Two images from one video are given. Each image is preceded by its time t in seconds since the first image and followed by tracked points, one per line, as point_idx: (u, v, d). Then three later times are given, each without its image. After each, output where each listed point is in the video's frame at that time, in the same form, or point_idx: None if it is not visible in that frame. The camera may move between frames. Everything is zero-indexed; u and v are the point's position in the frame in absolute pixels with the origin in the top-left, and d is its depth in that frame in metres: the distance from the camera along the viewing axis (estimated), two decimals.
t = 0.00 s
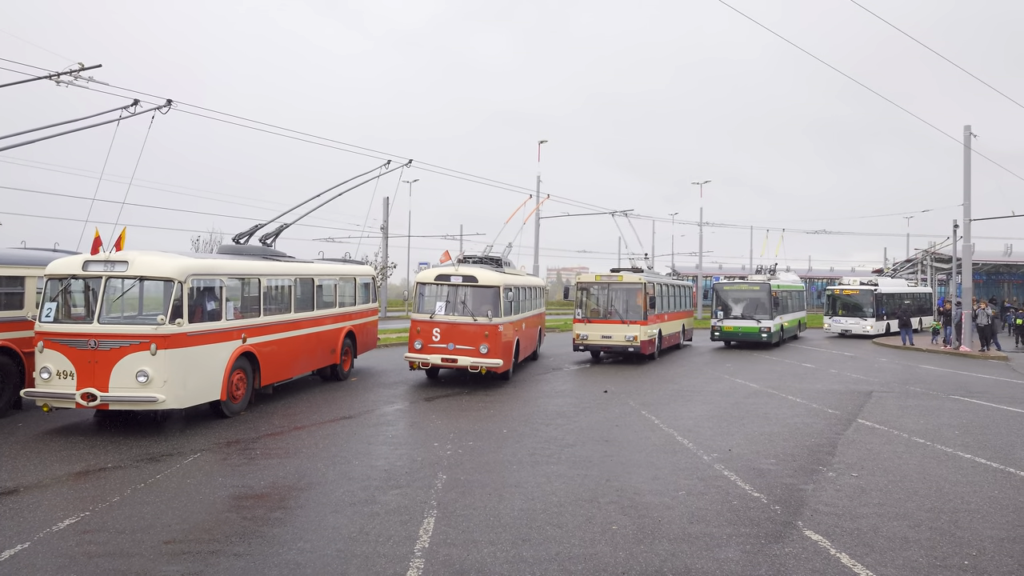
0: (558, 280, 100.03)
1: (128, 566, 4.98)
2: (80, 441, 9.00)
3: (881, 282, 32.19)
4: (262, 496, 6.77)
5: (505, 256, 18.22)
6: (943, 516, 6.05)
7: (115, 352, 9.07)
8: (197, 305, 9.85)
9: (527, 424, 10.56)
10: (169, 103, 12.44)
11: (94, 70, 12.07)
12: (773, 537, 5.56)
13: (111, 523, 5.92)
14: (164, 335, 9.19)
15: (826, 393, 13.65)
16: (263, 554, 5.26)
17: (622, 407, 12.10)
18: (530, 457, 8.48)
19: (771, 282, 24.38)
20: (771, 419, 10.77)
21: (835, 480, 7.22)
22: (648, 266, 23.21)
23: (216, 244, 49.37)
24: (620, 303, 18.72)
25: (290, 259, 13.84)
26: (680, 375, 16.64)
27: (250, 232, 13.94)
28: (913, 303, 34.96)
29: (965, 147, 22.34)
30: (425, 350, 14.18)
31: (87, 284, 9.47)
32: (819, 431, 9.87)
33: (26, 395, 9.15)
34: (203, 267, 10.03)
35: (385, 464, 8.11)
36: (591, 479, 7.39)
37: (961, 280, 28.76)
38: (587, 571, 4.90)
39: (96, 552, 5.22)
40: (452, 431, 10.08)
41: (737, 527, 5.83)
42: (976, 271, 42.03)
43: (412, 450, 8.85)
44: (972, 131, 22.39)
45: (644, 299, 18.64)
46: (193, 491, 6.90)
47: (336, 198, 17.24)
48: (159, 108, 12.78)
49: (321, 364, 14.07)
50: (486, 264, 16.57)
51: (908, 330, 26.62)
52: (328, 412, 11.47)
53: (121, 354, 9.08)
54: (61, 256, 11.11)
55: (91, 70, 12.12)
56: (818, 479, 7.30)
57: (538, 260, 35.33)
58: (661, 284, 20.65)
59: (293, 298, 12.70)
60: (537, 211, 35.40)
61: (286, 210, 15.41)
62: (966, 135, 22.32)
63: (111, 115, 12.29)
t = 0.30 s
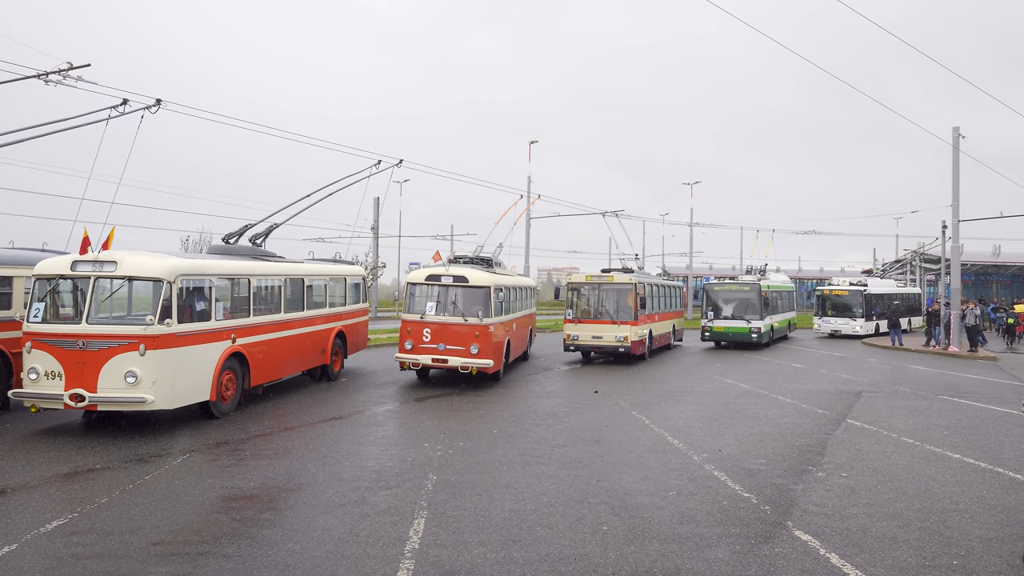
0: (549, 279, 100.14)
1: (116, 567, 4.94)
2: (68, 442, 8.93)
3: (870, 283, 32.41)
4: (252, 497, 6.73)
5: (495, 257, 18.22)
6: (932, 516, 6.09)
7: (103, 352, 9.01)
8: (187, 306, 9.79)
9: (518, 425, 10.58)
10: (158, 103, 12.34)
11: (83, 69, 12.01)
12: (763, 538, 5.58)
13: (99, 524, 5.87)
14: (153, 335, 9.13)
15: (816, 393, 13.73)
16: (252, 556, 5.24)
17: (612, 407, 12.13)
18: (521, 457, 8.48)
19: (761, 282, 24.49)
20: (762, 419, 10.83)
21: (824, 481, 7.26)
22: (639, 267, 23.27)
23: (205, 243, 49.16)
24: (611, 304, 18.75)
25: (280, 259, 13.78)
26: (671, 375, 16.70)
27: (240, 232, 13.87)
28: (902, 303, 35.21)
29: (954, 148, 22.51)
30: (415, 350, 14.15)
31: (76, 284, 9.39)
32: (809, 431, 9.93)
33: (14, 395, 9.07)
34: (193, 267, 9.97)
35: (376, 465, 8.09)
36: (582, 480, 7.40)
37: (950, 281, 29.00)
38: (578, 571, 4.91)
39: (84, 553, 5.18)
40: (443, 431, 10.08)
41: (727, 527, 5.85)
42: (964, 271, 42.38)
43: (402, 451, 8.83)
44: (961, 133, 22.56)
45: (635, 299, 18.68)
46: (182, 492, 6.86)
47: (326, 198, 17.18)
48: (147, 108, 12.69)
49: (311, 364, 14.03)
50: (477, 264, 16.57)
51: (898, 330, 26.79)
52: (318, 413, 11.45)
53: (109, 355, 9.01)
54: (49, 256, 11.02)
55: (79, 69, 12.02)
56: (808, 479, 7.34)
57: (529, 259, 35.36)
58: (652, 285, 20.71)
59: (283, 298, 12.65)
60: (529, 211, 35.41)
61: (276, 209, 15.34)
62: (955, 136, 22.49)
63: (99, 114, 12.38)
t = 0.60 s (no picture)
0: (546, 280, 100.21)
1: (113, 568, 4.93)
2: (64, 442, 8.91)
3: (866, 283, 32.50)
4: (249, 498, 6.72)
5: (492, 257, 18.23)
6: (928, 516, 6.11)
7: (99, 353, 8.99)
8: (183, 306, 9.77)
9: (515, 425, 10.59)
10: (154, 103, 12.29)
11: (78, 69, 11.99)
12: (759, 538, 5.59)
13: (95, 525, 5.86)
14: (149, 336, 9.11)
15: (813, 394, 13.77)
16: (248, 556, 5.23)
17: (609, 408, 12.16)
18: (517, 458, 8.49)
19: (757, 283, 24.54)
20: (758, 420, 10.86)
21: (821, 481, 7.28)
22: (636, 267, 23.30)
23: (201, 244, 49.03)
24: (607, 304, 18.77)
25: (277, 260, 13.76)
26: (667, 376, 16.73)
27: (236, 233, 13.84)
28: (898, 304, 35.32)
29: (950, 149, 22.58)
30: (412, 351, 14.14)
31: (72, 284, 9.36)
32: (805, 431, 9.96)
33: (10, 395, 9.04)
34: (189, 268, 9.95)
35: (372, 465, 8.08)
36: (579, 480, 7.41)
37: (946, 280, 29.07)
38: (574, 572, 4.92)
39: (80, 554, 5.17)
40: (439, 432, 10.08)
41: (723, 527, 5.86)
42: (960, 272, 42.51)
43: (398, 451, 8.83)
44: (956, 134, 22.63)
45: (631, 300, 18.69)
46: (178, 493, 6.84)
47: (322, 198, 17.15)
48: (143, 108, 12.63)
49: (308, 364, 14.02)
50: (473, 265, 16.57)
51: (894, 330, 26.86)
52: (314, 413, 11.45)
53: (105, 356, 8.99)
54: (45, 257, 10.99)
55: (74, 69, 11.98)
56: (804, 479, 7.36)
57: (526, 260, 35.38)
58: (649, 285, 20.74)
59: (279, 298, 12.64)
60: (525, 211, 35.38)
61: (273, 210, 15.31)
62: (951, 137, 22.56)
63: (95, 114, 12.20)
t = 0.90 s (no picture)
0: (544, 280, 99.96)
1: (112, 569, 4.93)
2: (63, 443, 8.90)
3: (865, 284, 32.53)
4: (248, 498, 6.72)
5: (491, 257, 18.24)
6: (928, 517, 6.12)
7: (99, 353, 8.98)
8: (182, 306, 9.76)
9: (514, 425, 10.60)
10: (153, 104, 12.31)
11: (78, 70, 12.04)
12: (759, 539, 5.60)
13: (94, 525, 5.86)
14: (148, 336, 9.10)
15: (812, 394, 13.78)
16: (247, 556, 5.23)
17: (608, 408, 12.17)
18: (516, 458, 8.49)
19: (756, 283, 24.54)
20: (757, 420, 10.87)
21: (820, 481, 7.29)
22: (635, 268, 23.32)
23: (200, 244, 49.01)
24: (606, 304, 18.77)
25: (276, 260, 13.76)
26: (666, 376, 16.74)
27: (235, 233, 13.84)
28: (897, 305, 35.38)
29: (949, 150, 22.61)
30: (411, 351, 14.15)
31: (71, 284, 9.36)
32: (804, 432, 9.97)
33: (9, 395, 9.04)
34: (188, 268, 9.94)
35: (371, 465, 8.09)
36: (577, 480, 7.42)
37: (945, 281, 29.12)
38: (573, 572, 4.92)
39: (79, 554, 5.17)
40: (438, 432, 10.09)
41: (722, 528, 5.87)
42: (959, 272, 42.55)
43: (398, 452, 8.84)
44: (955, 134, 22.66)
45: (630, 300, 18.69)
46: (178, 493, 6.84)
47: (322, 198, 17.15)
48: (142, 108, 12.66)
49: (307, 365, 14.02)
50: (472, 265, 16.58)
51: (893, 331, 26.86)
52: (313, 413, 11.45)
53: (104, 356, 8.99)
54: (45, 257, 10.99)
55: (74, 70, 12.00)
56: (803, 480, 7.37)
57: (525, 260, 35.36)
58: (648, 285, 20.75)
59: (278, 299, 12.63)
60: (524, 212, 35.39)
61: (272, 210, 15.30)
62: (949, 138, 22.58)
63: (95, 115, 12.28)
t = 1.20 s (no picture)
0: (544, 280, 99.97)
1: (112, 568, 4.93)
2: (63, 443, 8.90)
3: (865, 284, 32.54)
4: (247, 498, 6.72)
5: (490, 257, 18.25)
6: (928, 517, 6.12)
7: (99, 353, 8.98)
8: (181, 306, 9.76)
9: (514, 425, 10.60)
10: (153, 104, 12.31)
11: (78, 70, 11.98)
12: (759, 539, 5.60)
13: (94, 525, 5.85)
14: (147, 335, 9.10)
15: (811, 394, 13.78)
16: (247, 556, 5.23)
17: (607, 408, 12.17)
18: (516, 458, 8.50)
19: (756, 283, 24.55)
20: (756, 420, 10.88)
21: (820, 481, 7.29)
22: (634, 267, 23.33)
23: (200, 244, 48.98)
24: (606, 304, 18.78)
25: (275, 260, 13.76)
26: (665, 376, 16.75)
27: (235, 233, 13.84)
28: (896, 305, 35.39)
29: (949, 150, 22.62)
30: (410, 351, 14.15)
31: (71, 284, 9.36)
32: (804, 432, 9.98)
33: (9, 395, 9.03)
34: (188, 268, 9.94)
35: (371, 465, 8.09)
36: (577, 481, 7.42)
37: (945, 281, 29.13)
38: (573, 572, 4.92)
39: (78, 554, 5.16)
40: (438, 432, 10.10)
41: (722, 528, 5.87)
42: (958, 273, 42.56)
43: (397, 452, 8.84)
44: (955, 135, 22.67)
45: (629, 300, 18.70)
46: (177, 493, 6.84)
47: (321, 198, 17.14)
48: (142, 108, 12.68)
49: (307, 365, 14.02)
50: (472, 265, 16.58)
51: (893, 331, 26.87)
52: (313, 413, 11.45)
53: (104, 356, 8.98)
54: (45, 256, 10.99)
55: (74, 69, 11.99)
56: (803, 480, 7.37)
57: (525, 260, 35.34)
58: (647, 285, 20.76)
59: (278, 299, 12.63)
60: (524, 211, 35.40)
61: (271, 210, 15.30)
62: (949, 138, 22.59)
63: (94, 115, 12.23)
